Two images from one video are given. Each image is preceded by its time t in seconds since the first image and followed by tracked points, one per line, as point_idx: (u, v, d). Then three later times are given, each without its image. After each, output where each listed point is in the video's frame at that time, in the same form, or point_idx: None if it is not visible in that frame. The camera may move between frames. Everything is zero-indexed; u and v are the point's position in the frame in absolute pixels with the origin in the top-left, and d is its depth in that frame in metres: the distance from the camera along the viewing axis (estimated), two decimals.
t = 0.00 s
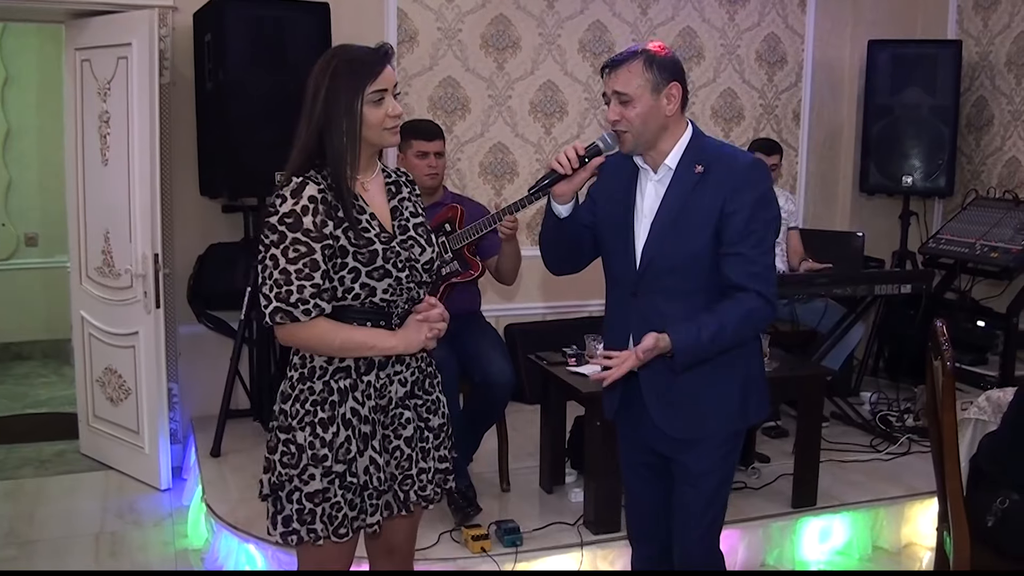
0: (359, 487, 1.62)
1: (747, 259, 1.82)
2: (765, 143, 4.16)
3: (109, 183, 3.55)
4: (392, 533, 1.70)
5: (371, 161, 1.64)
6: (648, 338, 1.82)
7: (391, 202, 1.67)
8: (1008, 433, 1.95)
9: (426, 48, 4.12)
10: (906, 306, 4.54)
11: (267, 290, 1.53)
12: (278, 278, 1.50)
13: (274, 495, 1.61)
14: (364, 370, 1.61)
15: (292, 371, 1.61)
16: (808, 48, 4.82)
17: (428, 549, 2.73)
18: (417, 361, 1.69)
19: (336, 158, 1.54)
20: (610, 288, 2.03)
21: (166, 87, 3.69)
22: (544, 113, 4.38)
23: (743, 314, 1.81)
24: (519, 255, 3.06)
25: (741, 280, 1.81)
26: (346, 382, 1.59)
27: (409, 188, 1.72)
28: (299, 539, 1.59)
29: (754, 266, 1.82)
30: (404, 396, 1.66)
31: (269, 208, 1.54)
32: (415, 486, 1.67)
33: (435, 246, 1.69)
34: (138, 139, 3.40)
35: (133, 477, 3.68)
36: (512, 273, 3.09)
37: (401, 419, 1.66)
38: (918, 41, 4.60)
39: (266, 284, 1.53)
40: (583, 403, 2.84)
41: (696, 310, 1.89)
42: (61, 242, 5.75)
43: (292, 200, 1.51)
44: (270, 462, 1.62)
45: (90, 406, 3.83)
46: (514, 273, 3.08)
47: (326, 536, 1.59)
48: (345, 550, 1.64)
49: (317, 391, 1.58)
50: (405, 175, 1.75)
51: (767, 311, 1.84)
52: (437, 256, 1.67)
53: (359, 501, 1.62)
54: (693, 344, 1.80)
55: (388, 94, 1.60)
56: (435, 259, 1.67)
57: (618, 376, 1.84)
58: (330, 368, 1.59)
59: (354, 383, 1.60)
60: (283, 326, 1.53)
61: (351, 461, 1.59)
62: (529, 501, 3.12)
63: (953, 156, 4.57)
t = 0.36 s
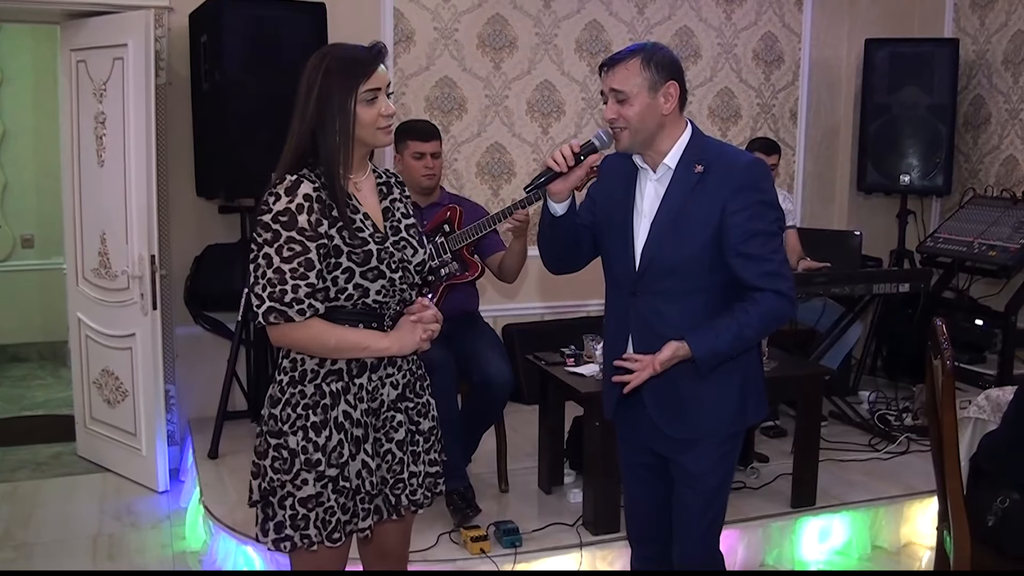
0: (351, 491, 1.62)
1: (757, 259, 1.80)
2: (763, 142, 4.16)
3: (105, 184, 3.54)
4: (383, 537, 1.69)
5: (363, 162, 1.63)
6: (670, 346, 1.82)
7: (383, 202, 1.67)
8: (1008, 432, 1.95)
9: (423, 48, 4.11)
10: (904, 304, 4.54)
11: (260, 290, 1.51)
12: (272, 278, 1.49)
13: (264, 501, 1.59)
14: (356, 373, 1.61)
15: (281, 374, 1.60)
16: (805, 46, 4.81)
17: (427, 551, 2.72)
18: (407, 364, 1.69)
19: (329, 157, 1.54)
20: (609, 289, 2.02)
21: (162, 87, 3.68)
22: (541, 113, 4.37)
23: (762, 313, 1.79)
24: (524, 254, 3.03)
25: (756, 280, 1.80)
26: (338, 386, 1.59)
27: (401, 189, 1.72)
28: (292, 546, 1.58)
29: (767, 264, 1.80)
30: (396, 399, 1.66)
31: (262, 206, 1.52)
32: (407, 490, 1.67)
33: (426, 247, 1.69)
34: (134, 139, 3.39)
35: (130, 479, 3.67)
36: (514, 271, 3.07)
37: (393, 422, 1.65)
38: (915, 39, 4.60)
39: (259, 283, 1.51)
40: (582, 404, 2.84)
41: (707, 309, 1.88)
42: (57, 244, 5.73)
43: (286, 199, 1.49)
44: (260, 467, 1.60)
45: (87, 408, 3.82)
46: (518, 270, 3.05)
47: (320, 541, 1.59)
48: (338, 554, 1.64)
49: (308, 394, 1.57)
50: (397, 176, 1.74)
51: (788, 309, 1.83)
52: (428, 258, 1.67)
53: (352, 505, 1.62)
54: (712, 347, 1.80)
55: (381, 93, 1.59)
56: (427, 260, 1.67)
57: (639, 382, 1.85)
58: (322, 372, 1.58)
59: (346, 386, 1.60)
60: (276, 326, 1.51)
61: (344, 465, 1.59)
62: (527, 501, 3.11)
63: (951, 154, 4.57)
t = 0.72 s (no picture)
0: (346, 497, 1.62)
1: (757, 258, 1.80)
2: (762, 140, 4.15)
3: (104, 187, 3.53)
4: (380, 544, 1.70)
5: (351, 163, 1.63)
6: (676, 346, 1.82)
7: (372, 203, 1.67)
8: (1010, 427, 1.94)
9: (421, 49, 4.11)
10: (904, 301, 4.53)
11: (250, 293, 1.50)
12: (263, 280, 1.48)
13: (257, 509, 1.59)
14: (348, 377, 1.61)
15: (271, 380, 1.59)
16: (803, 44, 4.81)
17: (429, 552, 2.71)
18: (398, 367, 1.70)
19: (318, 157, 1.53)
20: (613, 286, 2.01)
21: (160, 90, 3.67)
22: (540, 112, 4.36)
23: (764, 312, 1.78)
24: (525, 254, 3.01)
25: (756, 278, 1.79)
26: (330, 390, 1.59)
27: (388, 190, 1.72)
28: (288, 554, 1.58)
29: (771, 262, 1.80)
30: (388, 403, 1.67)
31: (252, 208, 1.52)
32: (402, 495, 1.68)
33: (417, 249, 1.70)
34: (132, 142, 3.38)
35: (131, 482, 3.67)
36: (516, 270, 3.06)
37: (387, 427, 1.66)
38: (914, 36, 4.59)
39: (250, 286, 1.50)
40: (583, 403, 2.83)
41: (710, 306, 1.87)
42: (57, 248, 5.73)
43: (277, 200, 1.49)
44: (252, 476, 1.60)
45: (87, 411, 3.81)
46: (519, 269, 3.05)
47: (316, 549, 1.59)
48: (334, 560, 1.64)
49: (299, 400, 1.57)
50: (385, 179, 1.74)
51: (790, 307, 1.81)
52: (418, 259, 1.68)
53: (346, 512, 1.62)
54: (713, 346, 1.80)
55: (371, 93, 1.59)
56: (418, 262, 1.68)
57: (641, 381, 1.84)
58: (313, 377, 1.58)
59: (338, 391, 1.60)
60: (268, 328, 1.50)
61: (338, 471, 1.59)
62: (529, 502, 3.10)
63: (950, 151, 4.56)
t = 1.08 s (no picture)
0: (336, 504, 1.65)
1: (755, 255, 1.80)
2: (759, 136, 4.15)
3: (101, 190, 3.53)
4: (377, 549, 1.74)
5: (336, 163, 1.64)
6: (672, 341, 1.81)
7: (356, 207, 1.68)
8: (1009, 421, 1.94)
9: (417, 48, 4.11)
10: (903, 296, 4.52)
11: (239, 301, 1.50)
12: (252, 287, 1.49)
13: (247, 518, 1.61)
14: (337, 383, 1.64)
15: (257, 387, 1.61)
16: (800, 39, 4.81)
17: (430, 552, 2.71)
18: (387, 372, 1.73)
19: (300, 158, 1.54)
20: (612, 283, 2.01)
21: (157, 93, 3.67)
22: (537, 111, 4.36)
23: (761, 308, 1.78)
24: (524, 253, 3.01)
25: (754, 275, 1.79)
26: (319, 397, 1.61)
27: (371, 192, 1.73)
28: (280, 562, 1.60)
29: (771, 259, 1.80)
30: (378, 407, 1.70)
31: (237, 215, 1.52)
32: (392, 500, 1.72)
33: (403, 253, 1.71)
34: (130, 144, 3.38)
35: (132, 485, 3.67)
36: (515, 269, 3.06)
37: (377, 432, 1.70)
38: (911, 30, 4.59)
39: (237, 294, 1.50)
40: (583, 402, 2.83)
41: (710, 302, 1.87)
42: (56, 251, 5.72)
43: (264, 205, 1.49)
44: (240, 485, 1.62)
45: (88, 414, 3.81)
46: (518, 269, 3.04)
47: (306, 556, 1.62)
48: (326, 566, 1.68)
49: (288, 407, 1.59)
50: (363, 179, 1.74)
51: (788, 306, 1.81)
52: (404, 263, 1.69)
53: (337, 519, 1.65)
54: (713, 342, 1.79)
55: (350, 89, 1.60)
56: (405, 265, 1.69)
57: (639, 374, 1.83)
58: (302, 383, 1.60)
59: (327, 397, 1.62)
60: (258, 337, 1.50)
61: (328, 477, 1.62)
62: (530, 500, 3.11)
63: (948, 146, 4.56)
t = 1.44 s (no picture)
0: (328, 506, 1.69)
1: (753, 255, 1.80)
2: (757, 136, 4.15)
3: (99, 191, 3.53)
4: (371, 550, 1.79)
5: (320, 165, 1.69)
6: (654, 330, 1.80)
7: (343, 208, 1.72)
8: (1004, 419, 1.95)
9: (415, 48, 4.11)
10: (901, 295, 4.51)
11: (252, 307, 1.54)
12: (262, 289, 1.53)
13: (239, 522, 1.66)
14: (326, 386, 1.67)
15: (246, 391, 1.64)
16: (798, 39, 4.81)
17: (428, 552, 2.72)
18: (376, 374, 1.77)
19: (281, 162, 1.59)
20: (610, 284, 2.01)
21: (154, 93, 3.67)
22: (535, 111, 4.36)
23: (756, 306, 1.79)
24: (522, 251, 3.02)
25: (751, 274, 1.80)
26: (308, 400, 1.65)
27: (358, 192, 1.77)
28: (274, 565, 1.65)
29: (768, 259, 1.80)
30: (367, 409, 1.74)
31: (228, 223, 1.56)
32: (383, 502, 1.76)
33: (389, 254, 1.77)
34: (128, 145, 3.38)
35: (131, 485, 3.67)
36: (514, 267, 3.05)
37: (366, 434, 1.73)
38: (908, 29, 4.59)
39: (250, 300, 1.54)
40: (581, 401, 2.83)
41: (708, 302, 1.88)
42: (55, 252, 5.72)
43: (253, 210, 1.54)
44: (231, 489, 1.67)
45: (86, 414, 3.81)
46: (516, 268, 3.04)
47: (300, 559, 1.66)
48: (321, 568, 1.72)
49: (277, 410, 1.63)
50: (353, 176, 1.79)
51: (785, 305, 1.82)
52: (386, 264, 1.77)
53: (328, 521, 1.69)
54: (711, 339, 1.80)
55: (330, 88, 1.64)
56: (390, 267, 1.76)
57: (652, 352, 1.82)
58: (291, 387, 1.63)
59: (316, 400, 1.66)
60: (286, 337, 1.54)
61: (318, 480, 1.66)
62: (528, 500, 3.11)
63: (946, 145, 4.56)
